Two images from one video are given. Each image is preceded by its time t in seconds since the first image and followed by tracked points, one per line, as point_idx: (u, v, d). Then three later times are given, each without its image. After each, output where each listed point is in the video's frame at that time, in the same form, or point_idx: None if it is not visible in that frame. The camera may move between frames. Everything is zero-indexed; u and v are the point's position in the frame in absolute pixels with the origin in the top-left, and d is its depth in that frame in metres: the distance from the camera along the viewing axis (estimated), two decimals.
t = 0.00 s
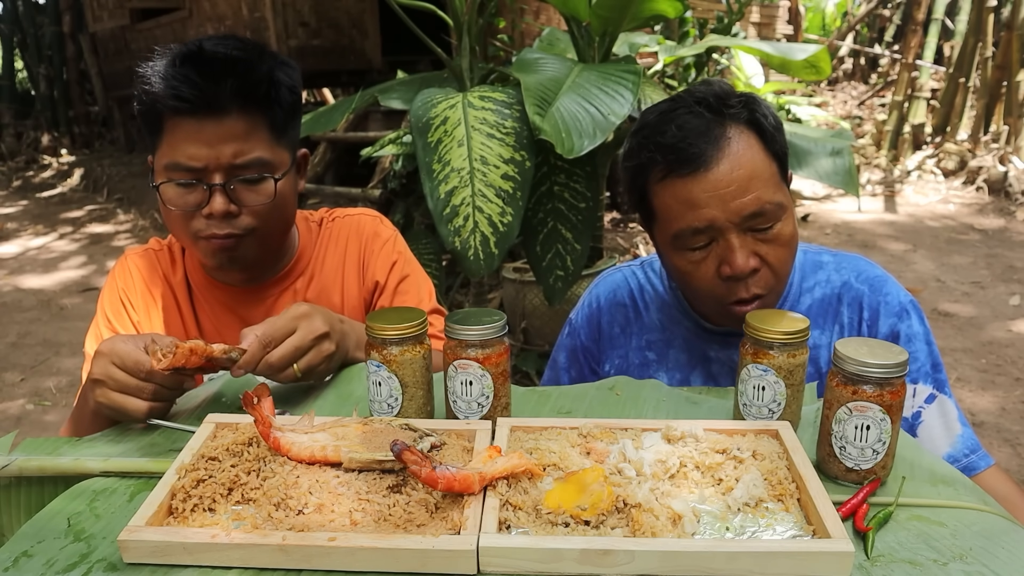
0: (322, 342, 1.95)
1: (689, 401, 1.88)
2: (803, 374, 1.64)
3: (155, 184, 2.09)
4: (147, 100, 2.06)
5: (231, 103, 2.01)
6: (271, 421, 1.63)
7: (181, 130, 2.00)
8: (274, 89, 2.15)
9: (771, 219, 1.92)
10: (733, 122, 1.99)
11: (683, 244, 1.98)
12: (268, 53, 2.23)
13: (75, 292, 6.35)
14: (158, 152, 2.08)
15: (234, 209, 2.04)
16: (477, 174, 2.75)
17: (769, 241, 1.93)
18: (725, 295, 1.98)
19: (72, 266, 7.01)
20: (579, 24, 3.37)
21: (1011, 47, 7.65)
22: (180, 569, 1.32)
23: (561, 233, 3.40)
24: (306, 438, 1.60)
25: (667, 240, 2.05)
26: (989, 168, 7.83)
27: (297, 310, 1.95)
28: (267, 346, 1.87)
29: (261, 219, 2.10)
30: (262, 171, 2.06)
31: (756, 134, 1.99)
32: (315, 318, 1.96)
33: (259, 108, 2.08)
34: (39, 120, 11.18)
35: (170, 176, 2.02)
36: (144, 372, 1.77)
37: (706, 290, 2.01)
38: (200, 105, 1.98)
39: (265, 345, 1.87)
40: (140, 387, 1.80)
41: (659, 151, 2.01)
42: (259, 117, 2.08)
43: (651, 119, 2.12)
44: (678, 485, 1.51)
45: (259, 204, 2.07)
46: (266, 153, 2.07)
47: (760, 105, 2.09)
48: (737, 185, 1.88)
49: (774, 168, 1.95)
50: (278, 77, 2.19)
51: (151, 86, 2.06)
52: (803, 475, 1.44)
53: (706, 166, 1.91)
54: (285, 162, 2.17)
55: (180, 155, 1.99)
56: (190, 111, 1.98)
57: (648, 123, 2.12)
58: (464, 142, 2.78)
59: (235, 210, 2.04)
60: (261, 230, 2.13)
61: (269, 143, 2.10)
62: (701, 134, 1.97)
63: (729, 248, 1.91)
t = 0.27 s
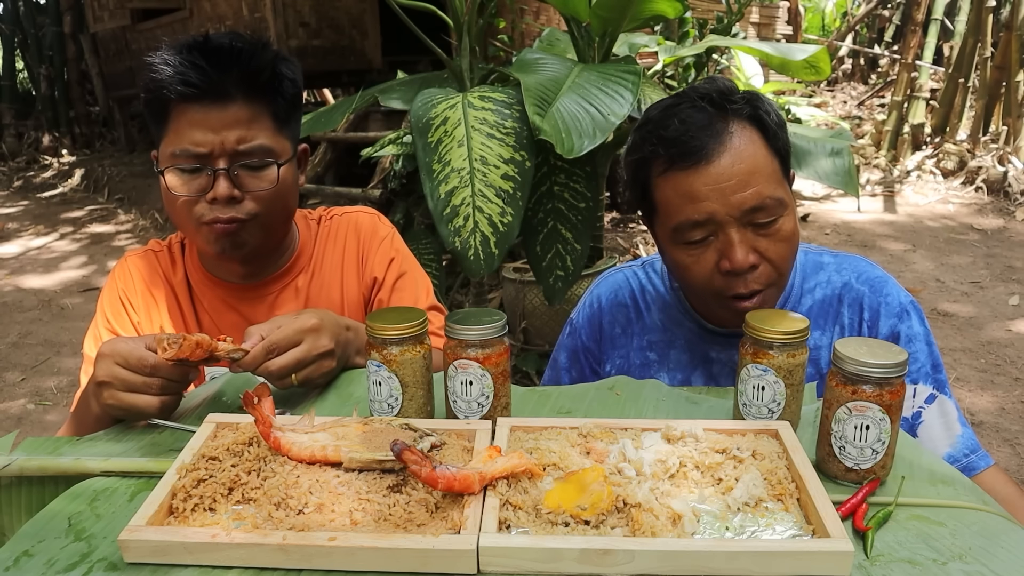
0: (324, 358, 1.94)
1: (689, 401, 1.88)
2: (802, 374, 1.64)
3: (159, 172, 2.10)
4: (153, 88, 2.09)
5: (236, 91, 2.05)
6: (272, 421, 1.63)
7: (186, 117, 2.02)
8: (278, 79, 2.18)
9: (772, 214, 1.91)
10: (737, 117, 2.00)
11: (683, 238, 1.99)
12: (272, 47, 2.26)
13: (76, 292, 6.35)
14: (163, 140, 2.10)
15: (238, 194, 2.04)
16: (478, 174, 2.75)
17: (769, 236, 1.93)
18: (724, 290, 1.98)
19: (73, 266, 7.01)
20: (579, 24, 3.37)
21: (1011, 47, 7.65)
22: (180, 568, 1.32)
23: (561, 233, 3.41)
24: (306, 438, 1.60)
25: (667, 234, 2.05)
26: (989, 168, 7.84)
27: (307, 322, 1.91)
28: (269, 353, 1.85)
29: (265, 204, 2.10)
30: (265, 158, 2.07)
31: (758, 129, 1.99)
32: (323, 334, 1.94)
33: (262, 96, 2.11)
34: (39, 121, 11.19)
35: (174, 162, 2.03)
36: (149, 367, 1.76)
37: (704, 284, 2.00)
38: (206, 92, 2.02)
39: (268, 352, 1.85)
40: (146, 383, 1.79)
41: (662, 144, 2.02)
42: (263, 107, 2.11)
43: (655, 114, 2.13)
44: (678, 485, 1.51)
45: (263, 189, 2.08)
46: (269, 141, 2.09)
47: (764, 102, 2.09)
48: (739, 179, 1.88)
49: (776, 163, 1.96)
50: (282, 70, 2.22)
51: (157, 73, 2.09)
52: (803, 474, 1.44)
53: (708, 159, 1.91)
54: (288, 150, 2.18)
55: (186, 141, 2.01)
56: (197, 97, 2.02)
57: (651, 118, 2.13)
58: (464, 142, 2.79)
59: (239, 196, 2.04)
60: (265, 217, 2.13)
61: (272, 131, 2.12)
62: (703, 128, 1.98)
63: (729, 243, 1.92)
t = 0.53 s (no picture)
0: (318, 367, 1.94)
1: (689, 401, 1.88)
2: (802, 374, 1.64)
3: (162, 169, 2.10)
4: (156, 85, 2.09)
5: (239, 88, 2.05)
6: (272, 420, 1.63)
7: (190, 113, 2.02)
8: (281, 77, 2.18)
9: (752, 195, 1.92)
10: (721, 101, 2.01)
11: (665, 219, 2.00)
12: (272, 47, 2.23)
13: (76, 292, 6.35)
14: (166, 137, 2.10)
15: (241, 189, 2.04)
16: (477, 174, 2.75)
17: (749, 218, 1.93)
18: (704, 272, 1.98)
19: (73, 266, 7.01)
20: (579, 24, 3.37)
21: (1011, 47, 7.65)
22: (180, 569, 1.32)
23: (561, 233, 3.41)
24: (306, 438, 1.60)
25: (651, 217, 2.07)
26: (989, 168, 7.83)
27: (307, 330, 1.90)
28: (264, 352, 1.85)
29: (267, 200, 2.10)
30: (267, 153, 2.08)
31: (744, 115, 2.00)
32: (321, 347, 1.93)
33: (265, 95, 2.11)
34: (39, 121, 11.18)
35: (177, 159, 2.03)
36: (149, 362, 1.75)
37: (685, 266, 2.01)
38: (211, 88, 2.02)
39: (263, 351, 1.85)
40: (149, 377, 1.78)
41: (647, 127, 2.05)
42: (266, 104, 2.11)
43: (644, 101, 2.15)
44: (678, 485, 1.51)
45: (267, 184, 2.08)
46: (272, 137, 2.09)
47: (753, 93, 2.10)
48: (719, 159, 1.90)
49: (759, 148, 1.96)
50: (285, 69, 2.22)
51: (161, 70, 2.10)
52: (803, 475, 1.44)
53: (689, 140, 1.93)
54: (290, 148, 2.19)
55: (189, 137, 2.01)
56: (201, 93, 2.02)
57: (641, 105, 2.15)
58: (464, 142, 2.79)
59: (242, 190, 2.04)
60: (268, 212, 2.13)
61: (275, 128, 2.12)
62: (687, 111, 2.00)
63: (708, 223, 1.92)
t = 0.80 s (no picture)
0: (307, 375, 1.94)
1: (689, 401, 1.88)
2: (803, 374, 1.64)
3: (169, 166, 2.10)
4: (165, 83, 2.09)
5: (248, 88, 2.05)
6: (272, 420, 1.63)
7: (199, 111, 2.02)
8: (289, 79, 2.19)
9: (724, 173, 1.92)
10: (693, 86, 2.04)
11: (642, 203, 2.01)
12: (285, 49, 2.26)
13: (76, 292, 6.35)
14: (173, 135, 2.10)
15: (246, 188, 2.04)
16: (478, 174, 2.75)
17: (723, 197, 1.93)
18: (682, 254, 1.97)
19: (73, 266, 7.01)
20: (579, 24, 3.37)
21: (1011, 47, 7.65)
22: (180, 569, 1.32)
23: (561, 233, 3.41)
24: (306, 438, 1.60)
25: (630, 205, 2.08)
26: (989, 168, 7.84)
27: (301, 343, 1.88)
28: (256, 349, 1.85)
29: (271, 201, 2.10)
30: (273, 154, 2.08)
31: (715, 100, 2.02)
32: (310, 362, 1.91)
33: (273, 96, 2.11)
34: (39, 121, 11.18)
35: (184, 156, 2.03)
36: (161, 360, 1.76)
37: (663, 250, 2.00)
38: (220, 87, 2.02)
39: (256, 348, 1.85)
40: (161, 377, 1.78)
41: (622, 116, 2.08)
42: (274, 106, 2.11)
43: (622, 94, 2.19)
44: (678, 485, 1.51)
45: (271, 185, 2.08)
46: (279, 137, 2.10)
47: (728, 82, 2.12)
48: (688, 139, 1.92)
49: (730, 129, 1.98)
50: (293, 71, 2.23)
51: (171, 67, 2.10)
52: (803, 475, 1.44)
53: (659, 122, 1.96)
54: (296, 149, 2.19)
55: (197, 134, 2.01)
56: (211, 92, 2.02)
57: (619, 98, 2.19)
58: (464, 142, 2.79)
59: (247, 189, 2.04)
60: (272, 213, 2.13)
61: (282, 130, 2.13)
62: (659, 96, 2.03)
63: (681, 203, 1.93)
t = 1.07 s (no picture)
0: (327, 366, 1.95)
1: (689, 401, 1.88)
2: (803, 374, 1.64)
3: (176, 168, 2.10)
4: (175, 84, 2.07)
5: (259, 94, 2.04)
6: (272, 420, 1.63)
7: (209, 115, 2.01)
8: (300, 85, 2.18)
9: (719, 168, 1.92)
10: (686, 82, 2.04)
11: (637, 200, 2.01)
12: (296, 53, 2.25)
13: (76, 292, 6.35)
14: (181, 136, 2.09)
15: (254, 195, 2.06)
16: (477, 174, 2.75)
17: (718, 192, 1.93)
18: (677, 250, 1.97)
19: (73, 266, 7.02)
20: (579, 24, 3.37)
21: (1011, 47, 7.65)
22: (180, 569, 1.32)
23: (561, 233, 3.41)
24: (306, 438, 1.60)
25: (624, 202, 2.08)
26: (989, 168, 7.84)
27: (313, 330, 1.91)
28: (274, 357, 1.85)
29: (278, 207, 2.13)
30: (281, 160, 2.08)
31: (709, 96, 2.02)
32: (328, 343, 1.94)
33: (284, 102, 2.11)
34: (39, 121, 11.18)
35: (192, 160, 2.04)
36: (152, 384, 1.72)
37: (659, 247, 2.00)
38: (231, 92, 2.01)
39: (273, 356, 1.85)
40: (148, 400, 1.75)
41: (615, 112, 2.08)
42: (284, 111, 2.11)
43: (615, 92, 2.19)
44: (678, 485, 1.51)
45: (278, 193, 2.10)
46: (288, 143, 2.10)
47: (720, 78, 2.13)
48: (683, 134, 1.92)
49: (724, 124, 1.98)
50: (304, 75, 2.22)
51: (180, 69, 2.08)
52: (803, 475, 1.44)
53: (653, 118, 1.96)
54: (304, 155, 2.20)
55: (206, 138, 2.00)
56: (222, 97, 2.01)
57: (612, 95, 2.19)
58: (463, 142, 2.79)
59: (255, 196, 2.05)
60: (278, 218, 2.15)
61: (291, 136, 2.13)
62: (652, 92, 2.03)
63: (676, 198, 1.93)
